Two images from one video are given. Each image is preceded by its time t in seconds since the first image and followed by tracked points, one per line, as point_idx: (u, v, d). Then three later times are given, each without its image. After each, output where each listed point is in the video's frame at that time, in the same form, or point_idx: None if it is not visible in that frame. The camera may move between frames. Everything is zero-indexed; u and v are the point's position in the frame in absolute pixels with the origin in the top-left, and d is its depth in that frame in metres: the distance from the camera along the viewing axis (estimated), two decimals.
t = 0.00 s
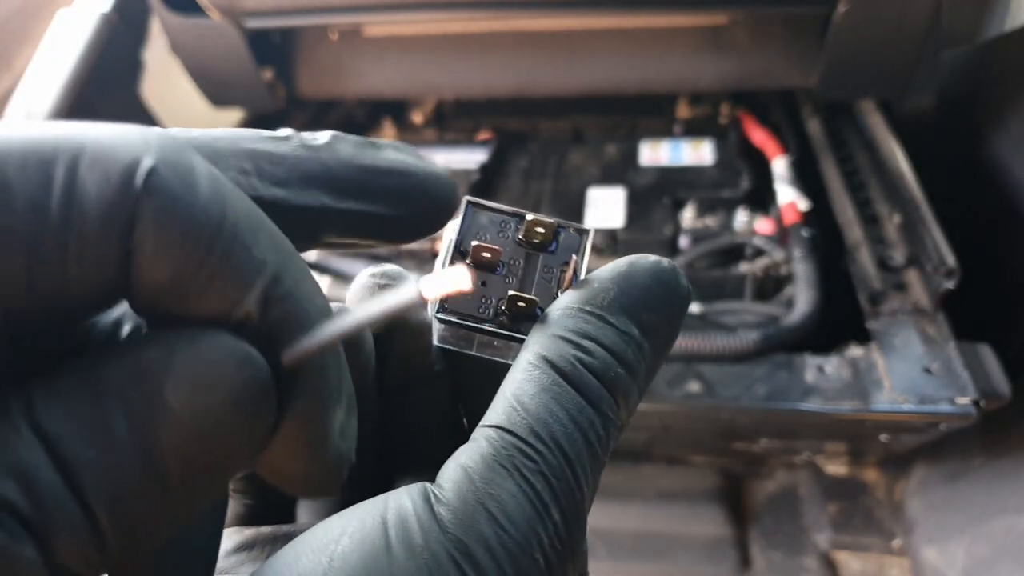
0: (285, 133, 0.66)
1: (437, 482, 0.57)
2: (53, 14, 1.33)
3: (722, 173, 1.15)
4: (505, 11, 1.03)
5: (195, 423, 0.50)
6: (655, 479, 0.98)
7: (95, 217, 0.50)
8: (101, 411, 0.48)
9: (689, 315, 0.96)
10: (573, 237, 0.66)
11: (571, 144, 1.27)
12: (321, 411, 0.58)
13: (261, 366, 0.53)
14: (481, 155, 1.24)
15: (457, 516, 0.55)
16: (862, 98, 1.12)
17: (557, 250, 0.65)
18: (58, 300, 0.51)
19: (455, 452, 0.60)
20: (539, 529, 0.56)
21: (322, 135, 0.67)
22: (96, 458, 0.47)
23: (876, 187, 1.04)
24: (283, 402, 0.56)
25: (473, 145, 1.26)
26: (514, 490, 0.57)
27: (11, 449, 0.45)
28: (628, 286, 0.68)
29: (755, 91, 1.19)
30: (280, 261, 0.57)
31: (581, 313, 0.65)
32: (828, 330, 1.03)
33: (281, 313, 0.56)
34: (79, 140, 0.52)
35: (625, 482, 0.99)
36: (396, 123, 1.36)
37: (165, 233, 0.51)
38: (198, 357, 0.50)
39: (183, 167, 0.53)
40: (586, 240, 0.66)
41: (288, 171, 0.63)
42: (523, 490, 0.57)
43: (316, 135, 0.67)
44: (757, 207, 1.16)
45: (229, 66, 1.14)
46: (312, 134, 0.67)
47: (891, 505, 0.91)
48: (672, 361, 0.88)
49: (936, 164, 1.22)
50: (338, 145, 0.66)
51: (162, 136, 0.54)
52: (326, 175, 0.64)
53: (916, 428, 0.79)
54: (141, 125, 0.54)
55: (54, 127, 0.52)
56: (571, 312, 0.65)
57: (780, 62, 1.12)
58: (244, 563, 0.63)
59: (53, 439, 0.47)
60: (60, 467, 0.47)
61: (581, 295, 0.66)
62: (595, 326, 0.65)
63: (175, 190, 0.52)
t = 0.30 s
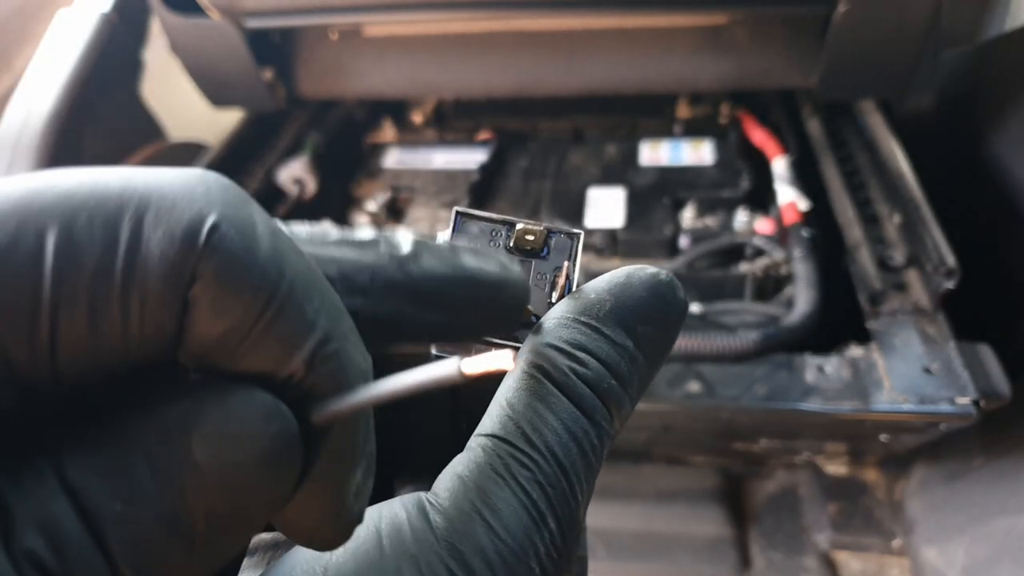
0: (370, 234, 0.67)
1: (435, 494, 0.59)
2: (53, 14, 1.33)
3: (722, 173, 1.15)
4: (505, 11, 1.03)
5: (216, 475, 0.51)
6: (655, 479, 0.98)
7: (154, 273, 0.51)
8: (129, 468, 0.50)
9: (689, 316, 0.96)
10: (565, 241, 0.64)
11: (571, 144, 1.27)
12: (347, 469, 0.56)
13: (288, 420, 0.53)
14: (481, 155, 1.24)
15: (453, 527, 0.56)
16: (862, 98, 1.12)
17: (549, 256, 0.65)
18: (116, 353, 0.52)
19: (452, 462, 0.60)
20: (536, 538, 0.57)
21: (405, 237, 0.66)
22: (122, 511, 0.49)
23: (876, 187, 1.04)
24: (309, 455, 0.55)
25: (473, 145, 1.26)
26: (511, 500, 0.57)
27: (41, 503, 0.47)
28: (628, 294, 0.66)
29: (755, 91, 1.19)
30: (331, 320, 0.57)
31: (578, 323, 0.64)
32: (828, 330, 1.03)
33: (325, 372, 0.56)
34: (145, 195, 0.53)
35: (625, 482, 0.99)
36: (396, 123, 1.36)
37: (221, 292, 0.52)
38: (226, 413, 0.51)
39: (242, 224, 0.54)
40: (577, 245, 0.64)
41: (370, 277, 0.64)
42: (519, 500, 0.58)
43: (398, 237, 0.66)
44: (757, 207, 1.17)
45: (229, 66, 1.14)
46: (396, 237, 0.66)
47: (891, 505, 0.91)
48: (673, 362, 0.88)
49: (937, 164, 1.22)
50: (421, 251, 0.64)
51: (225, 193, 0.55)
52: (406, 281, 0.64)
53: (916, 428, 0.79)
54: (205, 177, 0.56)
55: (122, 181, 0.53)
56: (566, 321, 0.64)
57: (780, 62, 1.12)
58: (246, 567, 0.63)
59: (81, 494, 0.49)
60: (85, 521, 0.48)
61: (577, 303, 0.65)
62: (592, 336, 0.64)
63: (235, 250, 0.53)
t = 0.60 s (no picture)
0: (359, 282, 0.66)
1: (448, 497, 0.57)
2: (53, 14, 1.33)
3: (722, 173, 1.15)
4: (505, 11, 1.03)
5: (205, 494, 0.48)
6: (655, 479, 0.98)
7: (131, 288, 0.47)
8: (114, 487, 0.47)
9: (689, 315, 0.96)
10: (566, 251, 0.63)
11: (571, 144, 1.27)
12: (331, 484, 0.54)
13: (274, 433, 0.50)
14: (481, 155, 1.24)
15: (467, 534, 0.55)
16: (862, 98, 1.12)
17: (553, 267, 0.63)
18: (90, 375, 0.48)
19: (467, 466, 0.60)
20: (550, 548, 0.57)
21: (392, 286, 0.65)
22: (109, 528, 0.46)
23: (876, 187, 1.04)
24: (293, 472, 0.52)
25: (473, 145, 1.26)
26: (527, 508, 0.57)
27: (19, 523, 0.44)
28: (638, 303, 0.68)
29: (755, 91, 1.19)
30: (312, 336, 0.53)
31: (592, 331, 0.65)
32: (828, 330, 1.03)
33: (306, 389, 0.52)
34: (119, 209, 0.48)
35: (625, 482, 0.99)
36: (396, 123, 1.36)
37: (201, 308, 0.48)
38: (211, 426, 0.48)
39: (222, 238, 0.49)
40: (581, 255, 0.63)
41: (354, 328, 0.64)
42: (535, 509, 0.57)
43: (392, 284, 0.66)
44: (757, 207, 1.17)
45: (229, 66, 1.14)
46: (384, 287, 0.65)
47: (891, 505, 0.91)
48: (672, 362, 0.88)
49: (937, 164, 1.21)
50: (407, 303, 0.63)
51: (201, 206, 0.50)
52: (390, 334, 0.63)
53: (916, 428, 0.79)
54: (180, 191, 0.50)
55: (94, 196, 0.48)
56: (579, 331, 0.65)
57: (780, 62, 1.12)
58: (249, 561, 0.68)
59: (64, 516, 0.45)
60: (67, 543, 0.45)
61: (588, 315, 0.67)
62: (605, 345, 0.65)
63: (211, 263, 0.48)
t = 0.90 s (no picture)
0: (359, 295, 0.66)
1: (443, 477, 0.58)
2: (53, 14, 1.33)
3: (722, 173, 1.15)
4: (505, 11, 1.03)
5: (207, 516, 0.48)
6: (655, 479, 0.98)
7: (136, 310, 0.47)
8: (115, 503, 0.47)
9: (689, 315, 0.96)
10: (503, 245, 0.67)
11: (571, 144, 1.26)
12: (334, 507, 0.52)
13: (278, 458, 0.50)
14: (481, 155, 1.24)
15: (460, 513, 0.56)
16: (861, 98, 1.12)
17: (498, 268, 0.67)
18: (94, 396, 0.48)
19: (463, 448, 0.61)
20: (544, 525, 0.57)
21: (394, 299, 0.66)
22: (111, 551, 0.47)
23: (877, 187, 1.04)
24: (295, 495, 0.51)
25: (473, 145, 1.26)
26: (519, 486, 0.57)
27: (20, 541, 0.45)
28: (634, 266, 0.69)
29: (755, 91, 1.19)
30: (317, 359, 0.53)
31: (586, 301, 0.66)
32: (829, 330, 1.03)
33: (309, 412, 0.51)
34: (126, 231, 0.48)
35: (625, 482, 0.99)
36: (396, 123, 1.36)
37: (205, 331, 0.48)
38: (213, 449, 0.48)
39: (228, 259, 0.49)
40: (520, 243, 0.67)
41: (357, 341, 0.63)
42: (527, 487, 0.57)
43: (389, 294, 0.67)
44: (757, 207, 1.17)
45: (229, 66, 1.14)
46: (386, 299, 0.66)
47: (891, 504, 0.91)
48: (672, 362, 0.88)
49: (937, 164, 1.22)
50: (409, 317, 0.64)
51: (208, 228, 0.50)
52: (393, 346, 0.63)
53: (916, 428, 0.79)
54: (186, 212, 0.50)
55: (100, 217, 0.48)
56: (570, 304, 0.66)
57: (780, 62, 1.12)
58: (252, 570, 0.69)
59: (62, 531, 0.46)
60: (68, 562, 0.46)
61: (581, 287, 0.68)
62: (597, 318, 0.65)
63: (218, 286, 0.48)
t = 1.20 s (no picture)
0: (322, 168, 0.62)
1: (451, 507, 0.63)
2: (53, 14, 1.33)
3: (722, 172, 1.15)
4: (505, 11, 1.03)
5: (212, 492, 0.49)
6: (655, 479, 0.99)
7: (137, 281, 0.47)
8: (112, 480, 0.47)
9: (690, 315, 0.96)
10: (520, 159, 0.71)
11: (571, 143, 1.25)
12: (343, 478, 0.54)
13: (284, 430, 0.51)
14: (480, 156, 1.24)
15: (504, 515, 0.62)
16: (861, 98, 1.12)
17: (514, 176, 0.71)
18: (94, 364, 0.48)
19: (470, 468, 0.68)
20: (577, 510, 0.66)
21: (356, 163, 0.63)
22: (114, 528, 0.46)
23: (877, 187, 1.04)
24: (302, 466, 0.53)
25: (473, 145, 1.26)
26: (544, 483, 0.65)
27: (22, 522, 0.44)
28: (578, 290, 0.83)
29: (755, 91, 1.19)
30: (322, 328, 0.53)
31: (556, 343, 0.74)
32: (828, 329, 1.04)
33: (317, 382, 0.52)
34: (125, 194, 0.47)
35: (626, 482, 0.99)
36: (396, 123, 1.36)
37: (209, 300, 0.48)
38: (220, 424, 0.49)
39: (230, 225, 0.49)
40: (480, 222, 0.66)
41: (335, 203, 0.60)
42: (554, 483, 0.66)
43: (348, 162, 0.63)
44: (757, 207, 1.17)
45: (229, 66, 1.14)
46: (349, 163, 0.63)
47: (891, 504, 0.91)
48: (672, 362, 0.88)
49: (936, 164, 1.22)
50: (380, 168, 0.61)
51: (210, 192, 0.50)
52: (378, 207, 0.61)
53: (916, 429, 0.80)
54: (187, 175, 0.50)
55: (99, 179, 0.48)
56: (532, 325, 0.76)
57: (780, 62, 1.12)
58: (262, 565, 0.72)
59: (64, 512, 0.45)
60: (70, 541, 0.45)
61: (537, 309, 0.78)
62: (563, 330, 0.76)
63: (222, 251, 0.48)
